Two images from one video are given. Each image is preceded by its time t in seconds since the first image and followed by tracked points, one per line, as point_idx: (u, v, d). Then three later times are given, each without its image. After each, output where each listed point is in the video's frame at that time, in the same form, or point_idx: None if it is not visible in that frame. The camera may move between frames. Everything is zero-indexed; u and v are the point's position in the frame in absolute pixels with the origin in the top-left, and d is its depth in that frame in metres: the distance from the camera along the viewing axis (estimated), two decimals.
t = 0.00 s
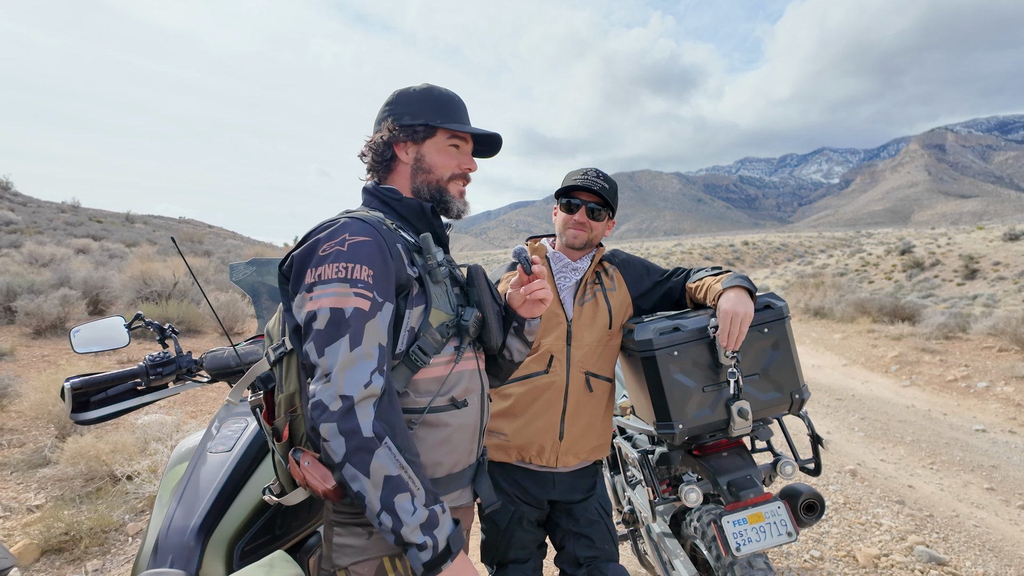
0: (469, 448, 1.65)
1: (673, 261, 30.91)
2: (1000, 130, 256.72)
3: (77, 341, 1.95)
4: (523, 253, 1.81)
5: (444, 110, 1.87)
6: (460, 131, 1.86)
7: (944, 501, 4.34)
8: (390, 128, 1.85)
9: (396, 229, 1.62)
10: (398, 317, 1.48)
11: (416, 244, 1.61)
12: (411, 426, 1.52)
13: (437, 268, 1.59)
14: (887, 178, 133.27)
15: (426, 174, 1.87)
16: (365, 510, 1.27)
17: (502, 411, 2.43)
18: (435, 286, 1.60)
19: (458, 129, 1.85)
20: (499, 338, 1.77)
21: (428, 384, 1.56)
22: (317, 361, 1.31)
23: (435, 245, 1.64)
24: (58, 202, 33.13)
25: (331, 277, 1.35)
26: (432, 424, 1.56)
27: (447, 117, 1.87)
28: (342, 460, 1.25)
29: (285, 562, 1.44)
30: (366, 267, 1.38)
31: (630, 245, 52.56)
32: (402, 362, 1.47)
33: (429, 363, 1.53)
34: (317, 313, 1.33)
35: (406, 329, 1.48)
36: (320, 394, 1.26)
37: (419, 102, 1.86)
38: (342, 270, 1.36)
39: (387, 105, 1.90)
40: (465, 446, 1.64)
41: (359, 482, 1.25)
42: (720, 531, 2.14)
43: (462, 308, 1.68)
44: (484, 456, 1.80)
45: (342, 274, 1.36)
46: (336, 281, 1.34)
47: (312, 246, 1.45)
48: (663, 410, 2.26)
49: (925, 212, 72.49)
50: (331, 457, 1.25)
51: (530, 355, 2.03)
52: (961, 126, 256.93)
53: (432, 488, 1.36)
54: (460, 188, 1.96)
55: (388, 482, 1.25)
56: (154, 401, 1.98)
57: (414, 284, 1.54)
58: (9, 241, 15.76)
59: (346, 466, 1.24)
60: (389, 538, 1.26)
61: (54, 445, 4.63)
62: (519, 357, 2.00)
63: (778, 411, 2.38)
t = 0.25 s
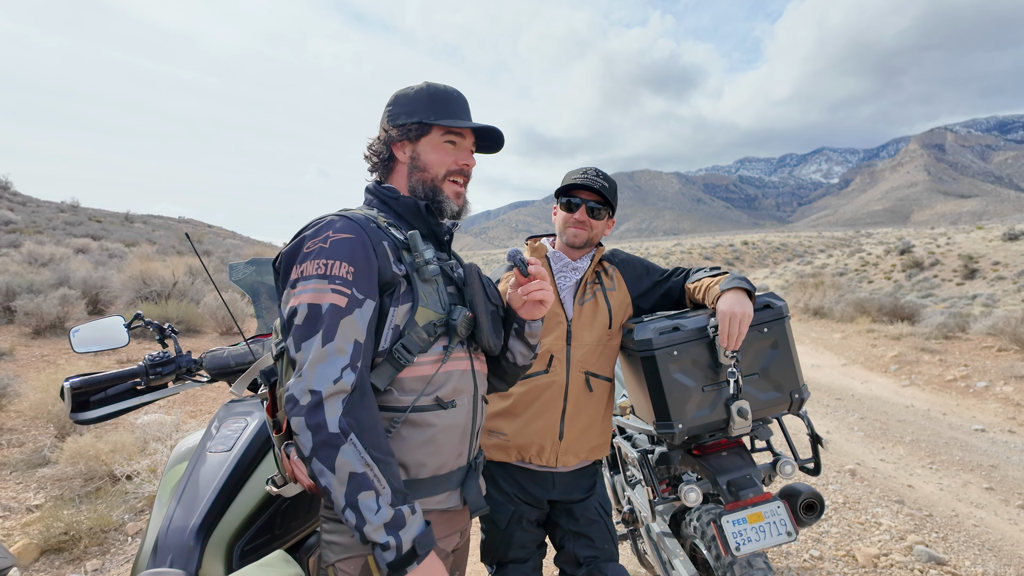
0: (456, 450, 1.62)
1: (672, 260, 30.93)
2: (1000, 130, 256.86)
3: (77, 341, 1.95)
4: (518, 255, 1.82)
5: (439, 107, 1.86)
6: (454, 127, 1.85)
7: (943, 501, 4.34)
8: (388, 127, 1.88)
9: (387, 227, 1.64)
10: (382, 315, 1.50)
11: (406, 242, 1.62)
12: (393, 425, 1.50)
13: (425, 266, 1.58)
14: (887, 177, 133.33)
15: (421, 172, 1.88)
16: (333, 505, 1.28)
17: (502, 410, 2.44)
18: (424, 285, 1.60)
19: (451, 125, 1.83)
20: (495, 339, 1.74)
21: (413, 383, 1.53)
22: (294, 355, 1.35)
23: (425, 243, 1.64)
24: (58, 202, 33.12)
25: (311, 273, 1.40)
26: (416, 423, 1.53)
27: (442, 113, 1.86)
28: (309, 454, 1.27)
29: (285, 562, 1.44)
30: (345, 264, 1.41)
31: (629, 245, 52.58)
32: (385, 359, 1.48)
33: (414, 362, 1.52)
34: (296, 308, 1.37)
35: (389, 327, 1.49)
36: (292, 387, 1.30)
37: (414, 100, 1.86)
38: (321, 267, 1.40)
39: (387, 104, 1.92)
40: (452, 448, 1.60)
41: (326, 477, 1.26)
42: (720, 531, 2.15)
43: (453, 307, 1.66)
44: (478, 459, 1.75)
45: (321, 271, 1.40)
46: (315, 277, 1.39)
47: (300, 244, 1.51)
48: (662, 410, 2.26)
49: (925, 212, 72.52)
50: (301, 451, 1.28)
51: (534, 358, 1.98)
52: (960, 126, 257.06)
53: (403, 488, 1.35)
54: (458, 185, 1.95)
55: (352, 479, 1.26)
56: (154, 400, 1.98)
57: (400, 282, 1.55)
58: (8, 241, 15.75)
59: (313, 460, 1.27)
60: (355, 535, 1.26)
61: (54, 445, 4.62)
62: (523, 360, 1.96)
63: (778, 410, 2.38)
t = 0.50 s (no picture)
0: (444, 454, 1.60)
1: (672, 260, 30.94)
2: (999, 130, 257.02)
3: (77, 341, 1.95)
4: (514, 264, 1.85)
5: (432, 105, 1.86)
6: (446, 125, 1.84)
7: (942, 500, 4.35)
8: (387, 129, 1.92)
9: (382, 226, 1.66)
10: (371, 314, 1.52)
11: (399, 241, 1.64)
12: (378, 424, 1.50)
13: (416, 266, 1.58)
14: (887, 177, 133.39)
15: (417, 171, 1.89)
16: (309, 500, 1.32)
17: (502, 409, 2.44)
18: (416, 285, 1.59)
19: (443, 123, 1.83)
20: (489, 342, 1.72)
21: (402, 383, 1.53)
22: (280, 352, 1.39)
23: (418, 243, 1.64)
24: (57, 202, 33.15)
25: (300, 272, 1.44)
26: (402, 423, 1.52)
27: (434, 111, 1.85)
28: (287, 449, 1.30)
29: (284, 560, 1.45)
30: (332, 263, 1.45)
31: (629, 245, 52.59)
32: (373, 359, 1.49)
33: (402, 362, 1.52)
34: (285, 306, 1.41)
35: (378, 327, 1.50)
36: (274, 384, 1.34)
37: (409, 100, 1.88)
38: (310, 266, 1.44)
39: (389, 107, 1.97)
40: (439, 451, 1.58)
41: (301, 473, 1.29)
42: (720, 531, 2.15)
43: (446, 308, 1.65)
44: (470, 463, 1.72)
45: (310, 269, 1.44)
46: (303, 276, 1.43)
47: (295, 243, 1.56)
48: (663, 410, 2.26)
49: (925, 212, 72.53)
50: (280, 445, 1.32)
51: (535, 366, 1.96)
52: (960, 126, 257.15)
53: (378, 488, 1.35)
54: (454, 183, 1.93)
55: (325, 477, 1.28)
56: (155, 400, 1.98)
57: (391, 282, 1.56)
58: (8, 241, 15.74)
59: (290, 456, 1.30)
60: (327, 531, 1.29)
61: (54, 445, 4.62)
62: (523, 368, 1.94)
63: (778, 410, 2.38)
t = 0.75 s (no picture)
0: (435, 454, 1.59)
1: (672, 260, 30.96)
2: (999, 130, 257.14)
3: (77, 340, 1.95)
4: (509, 264, 1.91)
5: (415, 104, 1.87)
6: (426, 123, 1.85)
7: (942, 500, 4.35)
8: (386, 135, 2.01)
9: (379, 226, 1.67)
10: (364, 313, 1.52)
11: (394, 241, 1.64)
12: (369, 421, 1.50)
13: (409, 265, 1.58)
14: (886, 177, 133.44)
15: (405, 172, 1.92)
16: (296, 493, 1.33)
17: (502, 409, 2.44)
18: (410, 284, 1.59)
19: (422, 122, 1.84)
20: (483, 342, 1.71)
21: (394, 382, 1.54)
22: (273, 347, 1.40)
23: (413, 242, 1.64)
24: (57, 202, 33.15)
25: (294, 270, 1.46)
26: (393, 421, 1.52)
27: (417, 111, 1.87)
28: (275, 443, 1.32)
29: (284, 560, 1.45)
30: (324, 261, 1.46)
31: (628, 245, 52.61)
32: (365, 356, 1.49)
33: (394, 361, 1.52)
34: (279, 303, 1.43)
35: (370, 325, 1.51)
36: (265, 378, 1.35)
37: (399, 103, 1.93)
38: (303, 264, 1.45)
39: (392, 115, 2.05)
40: (430, 450, 1.58)
41: (287, 467, 1.30)
42: (720, 530, 2.15)
43: (441, 308, 1.65)
44: (466, 464, 1.71)
45: (303, 267, 1.45)
46: (296, 274, 1.44)
47: (293, 242, 1.59)
48: (663, 410, 2.26)
49: (924, 212, 72.56)
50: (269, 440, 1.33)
51: (536, 369, 1.96)
52: (959, 125, 257.22)
53: (364, 484, 1.35)
54: (439, 181, 1.91)
55: (309, 472, 1.28)
56: (155, 400, 1.98)
57: (384, 280, 1.56)
58: (7, 241, 15.73)
59: (277, 450, 1.31)
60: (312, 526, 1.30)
61: (53, 445, 4.62)
62: (523, 370, 1.94)
63: (778, 410, 2.38)
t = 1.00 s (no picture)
0: (433, 454, 1.59)
1: (672, 259, 30.97)
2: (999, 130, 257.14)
3: (77, 340, 1.95)
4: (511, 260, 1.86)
5: (424, 106, 1.87)
6: (435, 125, 1.85)
7: (942, 500, 4.35)
8: (388, 133, 1.98)
9: (377, 226, 1.67)
10: (362, 313, 1.52)
11: (392, 241, 1.64)
12: (367, 421, 1.51)
13: (406, 265, 1.58)
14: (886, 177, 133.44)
15: (410, 173, 1.92)
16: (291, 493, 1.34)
17: (502, 409, 2.45)
18: (407, 284, 1.59)
19: (431, 124, 1.83)
20: (483, 342, 1.71)
21: (392, 382, 1.53)
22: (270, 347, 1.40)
23: (410, 242, 1.64)
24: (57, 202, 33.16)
25: (291, 270, 1.46)
26: (391, 421, 1.52)
27: (426, 112, 1.86)
28: (270, 443, 1.32)
29: (284, 560, 1.45)
30: (320, 261, 1.45)
31: (628, 245, 52.63)
32: (363, 357, 1.49)
33: (392, 361, 1.52)
34: (275, 304, 1.43)
35: (368, 325, 1.51)
36: (261, 378, 1.36)
37: (403, 103, 1.92)
38: (299, 264, 1.45)
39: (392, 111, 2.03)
40: (428, 450, 1.58)
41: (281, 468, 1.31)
42: (720, 530, 2.15)
43: (439, 307, 1.65)
44: (465, 464, 1.71)
45: (299, 267, 1.45)
46: (292, 274, 1.44)
47: (290, 243, 1.60)
48: (663, 410, 2.26)
49: (924, 212, 72.56)
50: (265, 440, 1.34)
51: (537, 367, 1.96)
52: (959, 125, 257.19)
53: (358, 485, 1.35)
54: (445, 184, 1.91)
55: (303, 473, 1.29)
56: (155, 399, 1.98)
57: (381, 280, 1.56)
58: (7, 241, 15.73)
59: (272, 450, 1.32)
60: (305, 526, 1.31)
61: (54, 445, 4.62)
62: (525, 369, 1.94)
63: (778, 410, 2.38)
